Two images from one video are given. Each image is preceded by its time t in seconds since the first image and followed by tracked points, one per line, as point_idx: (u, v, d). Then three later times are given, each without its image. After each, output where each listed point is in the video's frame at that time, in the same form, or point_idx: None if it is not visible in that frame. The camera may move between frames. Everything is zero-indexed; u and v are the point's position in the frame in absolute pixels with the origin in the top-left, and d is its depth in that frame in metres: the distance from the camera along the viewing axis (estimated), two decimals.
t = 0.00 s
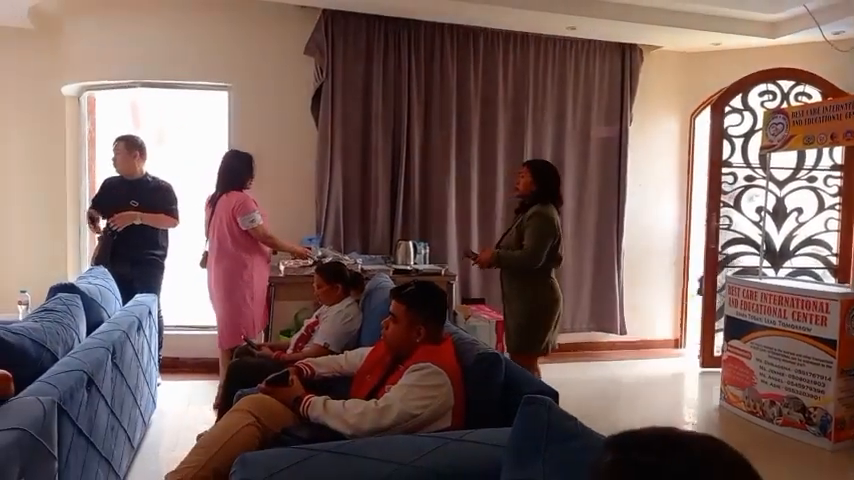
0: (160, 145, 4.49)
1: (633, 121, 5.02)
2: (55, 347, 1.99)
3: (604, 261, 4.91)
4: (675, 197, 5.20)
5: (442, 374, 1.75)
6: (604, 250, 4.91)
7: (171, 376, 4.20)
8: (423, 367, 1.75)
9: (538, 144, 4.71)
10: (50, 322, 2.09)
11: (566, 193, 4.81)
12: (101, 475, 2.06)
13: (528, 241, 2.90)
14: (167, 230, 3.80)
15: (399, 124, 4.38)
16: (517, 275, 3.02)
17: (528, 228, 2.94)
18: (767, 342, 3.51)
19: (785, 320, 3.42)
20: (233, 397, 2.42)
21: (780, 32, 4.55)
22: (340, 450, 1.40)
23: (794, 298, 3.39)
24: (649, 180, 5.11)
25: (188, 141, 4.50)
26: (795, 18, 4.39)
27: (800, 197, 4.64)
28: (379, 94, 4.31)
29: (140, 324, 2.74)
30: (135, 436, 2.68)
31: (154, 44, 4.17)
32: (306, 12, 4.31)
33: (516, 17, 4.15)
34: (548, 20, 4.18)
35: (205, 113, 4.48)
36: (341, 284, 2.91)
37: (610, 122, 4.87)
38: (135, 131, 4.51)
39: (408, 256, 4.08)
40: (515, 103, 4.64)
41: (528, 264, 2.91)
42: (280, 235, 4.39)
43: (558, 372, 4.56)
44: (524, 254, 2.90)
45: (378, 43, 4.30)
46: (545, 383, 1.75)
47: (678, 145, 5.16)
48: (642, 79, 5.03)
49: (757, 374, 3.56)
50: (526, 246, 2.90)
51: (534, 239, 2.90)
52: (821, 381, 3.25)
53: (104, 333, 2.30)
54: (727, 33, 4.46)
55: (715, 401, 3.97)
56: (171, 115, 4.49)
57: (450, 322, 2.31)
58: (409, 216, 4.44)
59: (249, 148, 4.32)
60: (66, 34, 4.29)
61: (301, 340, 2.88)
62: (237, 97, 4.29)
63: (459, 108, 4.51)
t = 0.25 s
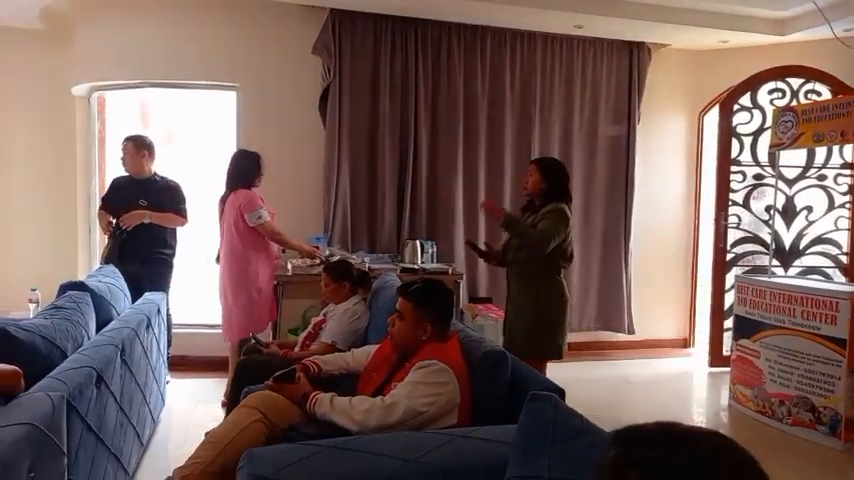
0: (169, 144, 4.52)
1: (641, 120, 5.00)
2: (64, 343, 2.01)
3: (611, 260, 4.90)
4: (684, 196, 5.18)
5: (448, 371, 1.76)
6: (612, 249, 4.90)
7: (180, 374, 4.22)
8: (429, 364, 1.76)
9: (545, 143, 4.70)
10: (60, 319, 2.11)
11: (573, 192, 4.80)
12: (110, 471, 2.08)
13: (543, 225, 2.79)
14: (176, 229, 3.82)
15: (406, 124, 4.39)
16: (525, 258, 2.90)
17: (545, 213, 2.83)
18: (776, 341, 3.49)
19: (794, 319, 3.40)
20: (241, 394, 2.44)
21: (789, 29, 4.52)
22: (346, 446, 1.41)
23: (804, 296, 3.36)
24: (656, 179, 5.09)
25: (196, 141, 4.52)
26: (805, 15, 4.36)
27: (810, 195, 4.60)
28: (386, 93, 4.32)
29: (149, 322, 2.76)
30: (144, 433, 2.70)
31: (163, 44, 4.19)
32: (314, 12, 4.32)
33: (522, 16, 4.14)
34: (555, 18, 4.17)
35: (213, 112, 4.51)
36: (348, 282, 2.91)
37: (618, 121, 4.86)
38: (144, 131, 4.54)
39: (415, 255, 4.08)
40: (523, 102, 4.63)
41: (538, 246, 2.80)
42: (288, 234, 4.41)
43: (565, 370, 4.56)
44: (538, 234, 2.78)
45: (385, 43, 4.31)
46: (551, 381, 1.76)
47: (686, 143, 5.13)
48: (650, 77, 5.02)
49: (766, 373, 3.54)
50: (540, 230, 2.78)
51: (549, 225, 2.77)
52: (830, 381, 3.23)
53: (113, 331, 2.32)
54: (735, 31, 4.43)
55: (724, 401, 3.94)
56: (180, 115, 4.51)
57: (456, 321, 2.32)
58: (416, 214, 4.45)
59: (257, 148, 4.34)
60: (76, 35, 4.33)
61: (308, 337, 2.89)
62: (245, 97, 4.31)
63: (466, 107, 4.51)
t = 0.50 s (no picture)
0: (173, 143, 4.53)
1: (645, 119, 5.00)
2: (71, 341, 2.01)
3: (615, 259, 4.89)
4: (688, 196, 5.17)
5: (454, 369, 1.75)
6: (615, 248, 4.89)
7: (184, 372, 4.23)
8: (435, 362, 1.76)
9: (549, 142, 4.70)
10: (67, 317, 2.11)
11: (578, 193, 4.79)
12: (116, 468, 2.08)
13: (554, 212, 2.75)
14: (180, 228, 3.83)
15: (410, 123, 4.39)
16: (532, 244, 2.86)
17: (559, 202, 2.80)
18: (781, 341, 3.48)
19: (799, 319, 3.39)
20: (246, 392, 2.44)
21: (794, 28, 4.50)
22: (353, 443, 1.41)
23: (809, 296, 3.35)
24: (660, 178, 5.08)
25: (200, 140, 4.52)
26: (810, 14, 4.34)
27: (814, 195, 4.59)
28: (390, 93, 4.31)
29: (154, 320, 2.76)
30: (149, 431, 2.71)
31: (167, 43, 4.20)
32: (318, 11, 4.32)
33: (526, 15, 4.13)
34: (559, 17, 4.17)
35: (217, 112, 4.51)
36: (352, 280, 2.91)
37: (622, 120, 4.85)
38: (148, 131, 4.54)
39: (419, 254, 4.08)
40: (526, 101, 4.63)
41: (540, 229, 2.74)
42: (291, 233, 4.41)
43: (568, 370, 4.56)
44: (541, 214, 2.73)
45: (389, 42, 4.30)
46: (558, 379, 1.75)
47: (691, 143, 5.13)
48: (654, 76, 5.01)
49: (771, 373, 3.53)
50: (549, 216, 2.74)
51: (555, 220, 2.75)
52: (836, 380, 3.22)
53: (119, 329, 2.32)
54: (740, 30, 4.42)
55: (728, 401, 3.93)
56: (184, 114, 4.52)
57: (462, 319, 2.31)
58: (419, 214, 4.44)
59: (261, 147, 4.35)
60: (81, 34, 4.33)
61: (312, 336, 2.89)
62: (249, 96, 4.31)
63: (470, 107, 4.51)
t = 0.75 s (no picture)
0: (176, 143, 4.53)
1: (648, 118, 4.99)
2: (75, 339, 2.02)
3: (618, 258, 4.89)
4: (691, 195, 5.16)
5: (457, 367, 1.75)
6: (618, 246, 4.88)
7: (187, 371, 4.24)
8: (439, 359, 1.76)
9: (552, 141, 4.70)
10: (71, 316, 2.12)
11: (581, 192, 4.79)
12: (121, 466, 2.09)
13: (552, 211, 2.78)
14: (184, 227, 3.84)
15: (413, 123, 4.39)
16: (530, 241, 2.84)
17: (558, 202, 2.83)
18: (786, 339, 3.47)
19: (804, 317, 3.38)
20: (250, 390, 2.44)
21: (798, 26, 4.49)
22: (358, 440, 1.41)
23: (813, 294, 3.35)
24: (664, 177, 5.07)
25: (203, 139, 4.53)
26: (814, 12, 4.33)
27: (819, 193, 4.58)
28: (393, 92, 4.31)
29: (158, 318, 2.76)
30: (153, 429, 2.71)
31: (170, 42, 4.20)
32: (321, 10, 4.32)
33: (529, 13, 4.13)
34: (563, 16, 4.17)
35: (220, 111, 4.51)
36: (355, 279, 2.91)
37: (625, 119, 4.85)
38: (151, 130, 4.55)
39: (422, 253, 4.08)
40: (529, 100, 4.62)
41: (537, 225, 2.76)
42: (294, 232, 4.41)
43: (571, 369, 4.56)
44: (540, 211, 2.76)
45: (391, 41, 4.30)
46: (562, 377, 1.75)
47: (694, 142, 5.12)
48: (658, 75, 5.00)
49: (775, 371, 3.52)
50: (548, 214, 2.77)
51: (554, 219, 2.76)
52: (840, 379, 3.21)
53: (123, 327, 2.32)
54: (744, 28, 4.41)
55: (732, 400, 3.93)
56: (187, 113, 4.52)
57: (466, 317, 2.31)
58: (422, 213, 4.44)
59: (264, 146, 4.35)
60: (85, 34, 4.34)
61: (316, 334, 2.89)
62: (251, 95, 4.32)
63: (473, 106, 4.50)
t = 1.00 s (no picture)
0: (177, 143, 4.54)
1: (649, 117, 4.98)
2: (76, 339, 2.02)
3: (619, 257, 4.88)
4: (692, 194, 5.15)
5: (457, 366, 1.75)
6: (619, 246, 4.88)
7: (189, 371, 4.25)
8: (439, 358, 1.76)
9: (553, 141, 4.69)
10: (73, 315, 2.12)
11: (582, 191, 4.78)
12: (121, 465, 2.09)
13: (547, 212, 2.74)
14: (185, 227, 3.84)
15: (414, 122, 4.39)
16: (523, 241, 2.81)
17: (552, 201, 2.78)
18: (787, 339, 3.46)
19: (805, 317, 3.37)
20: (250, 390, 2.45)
21: (800, 25, 4.48)
22: (357, 440, 1.41)
23: (815, 293, 3.34)
24: (666, 176, 5.06)
25: (204, 139, 4.53)
26: (816, 11, 4.32)
27: (820, 192, 4.57)
28: (395, 92, 4.32)
29: (159, 318, 2.77)
30: (155, 429, 2.72)
31: (171, 42, 4.21)
32: (321, 9, 4.32)
33: (531, 13, 4.13)
34: (564, 15, 4.17)
35: (221, 111, 4.51)
36: (356, 279, 2.91)
37: (626, 118, 4.84)
38: (153, 131, 4.56)
39: (423, 253, 4.08)
40: (530, 99, 4.62)
41: (532, 229, 2.71)
42: (296, 232, 4.42)
43: (573, 368, 4.56)
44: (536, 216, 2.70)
45: (392, 40, 4.31)
46: (562, 376, 1.75)
47: (696, 141, 5.11)
48: (659, 74, 4.99)
49: (776, 371, 3.51)
50: (542, 215, 2.73)
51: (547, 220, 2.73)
52: (841, 378, 3.21)
53: (124, 326, 2.33)
54: (745, 27, 4.40)
55: (734, 400, 3.92)
56: (189, 113, 4.53)
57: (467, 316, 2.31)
58: (423, 213, 4.44)
59: (265, 146, 4.35)
60: (87, 34, 4.35)
61: (317, 334, 2.89)
62: (252, 94, 4.32)
63: (474, 105, 4.50)
